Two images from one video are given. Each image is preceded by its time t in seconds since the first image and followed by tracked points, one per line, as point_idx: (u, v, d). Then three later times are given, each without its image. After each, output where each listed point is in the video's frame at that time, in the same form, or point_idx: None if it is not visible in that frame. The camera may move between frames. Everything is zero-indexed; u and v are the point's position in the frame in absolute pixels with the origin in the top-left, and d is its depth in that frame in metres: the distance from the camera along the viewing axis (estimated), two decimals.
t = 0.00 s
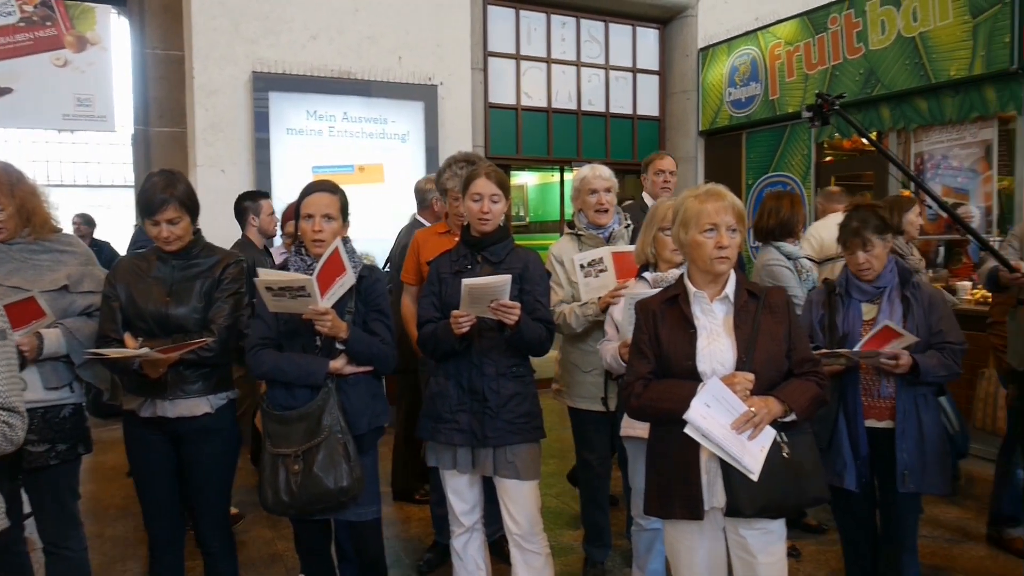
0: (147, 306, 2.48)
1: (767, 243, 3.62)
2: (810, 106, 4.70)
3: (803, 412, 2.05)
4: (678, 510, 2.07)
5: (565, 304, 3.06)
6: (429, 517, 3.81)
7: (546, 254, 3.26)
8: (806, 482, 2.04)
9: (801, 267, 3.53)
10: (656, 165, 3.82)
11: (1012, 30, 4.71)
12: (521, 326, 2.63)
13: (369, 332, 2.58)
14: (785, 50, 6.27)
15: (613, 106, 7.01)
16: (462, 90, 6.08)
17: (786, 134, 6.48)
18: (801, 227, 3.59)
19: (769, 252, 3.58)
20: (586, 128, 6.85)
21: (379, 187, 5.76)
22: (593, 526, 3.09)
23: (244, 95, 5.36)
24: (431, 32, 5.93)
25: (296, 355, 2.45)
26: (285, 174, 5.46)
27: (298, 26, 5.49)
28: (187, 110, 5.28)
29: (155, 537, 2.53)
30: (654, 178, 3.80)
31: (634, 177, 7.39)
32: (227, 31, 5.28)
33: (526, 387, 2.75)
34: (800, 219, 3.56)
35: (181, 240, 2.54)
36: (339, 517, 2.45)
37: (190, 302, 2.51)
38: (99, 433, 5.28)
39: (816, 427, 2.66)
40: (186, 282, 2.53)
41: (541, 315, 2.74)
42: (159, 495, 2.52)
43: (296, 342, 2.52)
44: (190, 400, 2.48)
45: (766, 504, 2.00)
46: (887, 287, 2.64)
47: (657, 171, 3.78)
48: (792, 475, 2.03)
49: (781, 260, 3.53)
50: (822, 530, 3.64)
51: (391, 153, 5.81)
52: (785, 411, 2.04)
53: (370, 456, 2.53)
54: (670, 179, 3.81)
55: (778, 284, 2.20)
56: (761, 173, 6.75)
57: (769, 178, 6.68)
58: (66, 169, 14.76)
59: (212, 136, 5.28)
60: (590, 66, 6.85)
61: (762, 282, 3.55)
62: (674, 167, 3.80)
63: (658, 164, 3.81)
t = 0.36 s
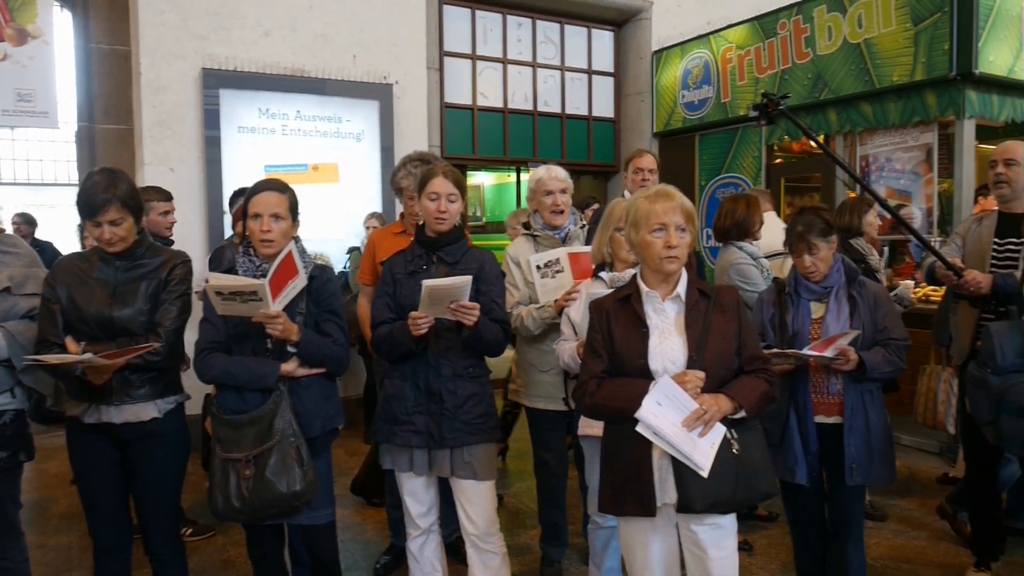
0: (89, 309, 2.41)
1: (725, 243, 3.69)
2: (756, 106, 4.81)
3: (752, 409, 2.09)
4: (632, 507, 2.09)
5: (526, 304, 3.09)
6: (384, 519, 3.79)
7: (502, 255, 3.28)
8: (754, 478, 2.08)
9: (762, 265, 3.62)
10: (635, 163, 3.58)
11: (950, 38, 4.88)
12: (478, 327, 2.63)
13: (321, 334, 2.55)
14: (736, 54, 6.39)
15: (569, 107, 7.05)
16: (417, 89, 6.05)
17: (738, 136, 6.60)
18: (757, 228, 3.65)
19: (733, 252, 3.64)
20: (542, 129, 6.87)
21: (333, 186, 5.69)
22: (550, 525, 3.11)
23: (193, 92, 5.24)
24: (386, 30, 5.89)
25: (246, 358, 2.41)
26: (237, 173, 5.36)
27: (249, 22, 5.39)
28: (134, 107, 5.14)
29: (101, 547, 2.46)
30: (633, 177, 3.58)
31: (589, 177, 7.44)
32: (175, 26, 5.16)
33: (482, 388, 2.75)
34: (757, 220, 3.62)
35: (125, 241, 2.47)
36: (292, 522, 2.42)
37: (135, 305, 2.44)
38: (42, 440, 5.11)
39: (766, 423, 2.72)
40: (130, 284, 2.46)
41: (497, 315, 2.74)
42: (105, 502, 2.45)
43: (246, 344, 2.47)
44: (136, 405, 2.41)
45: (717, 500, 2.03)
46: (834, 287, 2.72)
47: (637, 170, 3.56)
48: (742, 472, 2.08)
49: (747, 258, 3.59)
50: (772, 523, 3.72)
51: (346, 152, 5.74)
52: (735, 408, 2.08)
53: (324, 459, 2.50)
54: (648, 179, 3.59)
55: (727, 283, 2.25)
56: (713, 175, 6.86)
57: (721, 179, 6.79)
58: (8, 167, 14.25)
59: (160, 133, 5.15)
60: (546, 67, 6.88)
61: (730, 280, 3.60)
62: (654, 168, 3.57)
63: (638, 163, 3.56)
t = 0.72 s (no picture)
0: (57, 309, 2.38)
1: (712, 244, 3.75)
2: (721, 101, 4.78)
3: (725, 407, 2.11)
4: (607, 505, 2.10)
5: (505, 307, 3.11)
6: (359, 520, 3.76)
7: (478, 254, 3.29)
8: (727, 475, 2.11)
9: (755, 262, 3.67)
10: (609, 161, 3.60)
11: (918, 41, 4.96)
12: (456, 327, 2.63)
13: (295, 335, 2.53)
14: (709, 55, 6.45)
15: (544, 107, 7.07)
16: (392, 88, 6.02)
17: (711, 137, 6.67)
18: (739, 225, 3.67)
19: (723, 250, 3.66)
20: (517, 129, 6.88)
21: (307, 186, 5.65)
22: (527, 524, 3.11)
23: (164, 90, 5.16)
24: (360, 29, 5.85)
25: (218, 360, 2.38)
26: (209, 172, 5.29)
27: (222, 20, 5.33)
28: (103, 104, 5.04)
29: (70, 552, 2.41)
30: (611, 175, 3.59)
31: (564, 177, 7.46)
32: (146, 23, 5.07)
33: (459, 388, 2.74)
34: (739, 215, 3.65)
35: (96, 239, 2.43)
36: (266, 524, 2.39)
37: (104, 305, 2.40)
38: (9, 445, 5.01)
39: (739, 420, 2.75)
40: (100, 284, 2.42)
41: (474, 315, 2.74)
42: (73, 507, 2.41)
43: (218, 346, 2.45)
44: (106, 406, 2.38)
45: (691, 497, 2.05)
46: (806, 286, 2.75)
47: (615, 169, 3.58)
48: (715, 470, 2.10)
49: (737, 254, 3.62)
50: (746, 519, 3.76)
51: (320, 151, 5.70)
52: (708, 406, 2.10)
53: (298, 461, 2.48)
54: (623, 177, 3.60)
55: (701, 282, 2.27)
56: (687, 175, 6.92)
57: (695, 180, 6.85)
58: None
59: (130, 131, 5.06)
60: (521, 67, 6.89)
61: (721, 278, 3.61)
62: (629, 166, 3.57)
63: (613, 162, 3.58)
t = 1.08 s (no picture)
0: (15, 311, 2.32)
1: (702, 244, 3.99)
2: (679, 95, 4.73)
3: (691, 406, 2.13)
4: (574, 504, 2.11)
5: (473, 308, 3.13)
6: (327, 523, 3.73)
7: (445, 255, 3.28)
8: (693, 473, 2.13)
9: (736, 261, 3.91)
10: (584, 163, 3.62)
11: (880, 46, 5.07)
12: (425, 328, 2.63)
13: (261, 336, 2.50)
14: (677, 58, 6.52)
15: (514, 108, 7.07)
16: (360, 88, 5.99)
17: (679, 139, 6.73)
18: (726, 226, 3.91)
19: (709, 249, 3.88)
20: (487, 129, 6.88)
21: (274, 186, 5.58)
22: (496, 524, 3.12)
23: (127, 88, 5.06)
24: (328, 28, 5.81)
25: (183, 362, 2.35)
26: (174, 171, 5.21)
27: (187, 17, 5.24)
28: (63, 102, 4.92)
29: (27, 559, 2.36)
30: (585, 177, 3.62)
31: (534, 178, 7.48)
32: (108, 19, 4.97)
33: (427, 388, 2.73)
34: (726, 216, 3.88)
35: (59, 239, 2.38)
36: (230, 528, 2.37)
37: (64, 306, 2.35)
38: None
39: (706, 418, 2.78)
40: (60, 285, 2.37)
41: (443, 315, 2.73)
42: (30, 512, 2.36)
43: (182, 348, 2.41)
44: (65, 410, 2.33)
45: (658, 495, 2.07)
46: (772, 287, 2.79)
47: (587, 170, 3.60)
48: (681, 468, 2.12)
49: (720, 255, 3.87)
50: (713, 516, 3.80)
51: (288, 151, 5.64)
52: (675, 405, 2.12)
53: (264, 464, 2.45)
54: (597, 179, 3.62)
55: (668, 283, 2.29)
56: (656, 176, 6.98)
57: (663, 181, 6.92)
58: None
59: (91, 129, 4.95)
60: (491, 67, 6.89)
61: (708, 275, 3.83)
62: (604, 168, 3.59)
63: (588, 164, 3.60)
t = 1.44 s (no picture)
0: None
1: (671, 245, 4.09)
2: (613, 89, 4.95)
3: (638, 404, 2.17)
4: (523, 504, 2.12)
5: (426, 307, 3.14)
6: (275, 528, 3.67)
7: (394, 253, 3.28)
8: (640, 471, 2.16)
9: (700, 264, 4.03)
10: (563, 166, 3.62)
11: (818, 51, 5.22)
12: (373, 328, 2.60)
13: (205, 338, 2.44)
14: (625, 60, 6.61)
15: (463, 108, 7.06)
16: (307, 86, 5.90)
17: (627, 141, 6.83)
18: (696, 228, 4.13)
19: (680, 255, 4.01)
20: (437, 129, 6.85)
21: (218, 184, 5.46)
22: (446, 525, 3.11)
23: (62, 82, 4.88)
24: (274, 24, 5.70)
25: (122, 365, 2.28)
26: (112, 169, 5.05)
27: (125, 10, 5.08)
28: None
29: None
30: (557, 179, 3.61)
31: (483, 178, 7.50)
32: (41, 10, 4.78)
33: (376, 390, 2.70)
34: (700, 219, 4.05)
35: None
36: (173, 536, 2.31)
37: None
38: None
39: (652, 416, 2.82)
40: None
41: (391, 316, 2.71)
42: None
43: (121, 351, 2.34)
44: None
45: (606, 494, 2.09)
46: (718, 286, 2.85)
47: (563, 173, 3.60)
48: (628, 466, 2.15)
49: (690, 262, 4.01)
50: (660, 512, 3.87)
51: (232, 149, 5.52)
52: (622, 404, 2.15)
53: (208, 469, 2.39)
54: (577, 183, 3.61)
55: (615, 283, 2.32)
56: (604, 177, 7.06)
57: (612, 181, 7.00)
58: None
59: (23, 125, 4.76)
60: (440, 67, 6.87)
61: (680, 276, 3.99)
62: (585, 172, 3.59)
63: (568, 167, 3.60)
